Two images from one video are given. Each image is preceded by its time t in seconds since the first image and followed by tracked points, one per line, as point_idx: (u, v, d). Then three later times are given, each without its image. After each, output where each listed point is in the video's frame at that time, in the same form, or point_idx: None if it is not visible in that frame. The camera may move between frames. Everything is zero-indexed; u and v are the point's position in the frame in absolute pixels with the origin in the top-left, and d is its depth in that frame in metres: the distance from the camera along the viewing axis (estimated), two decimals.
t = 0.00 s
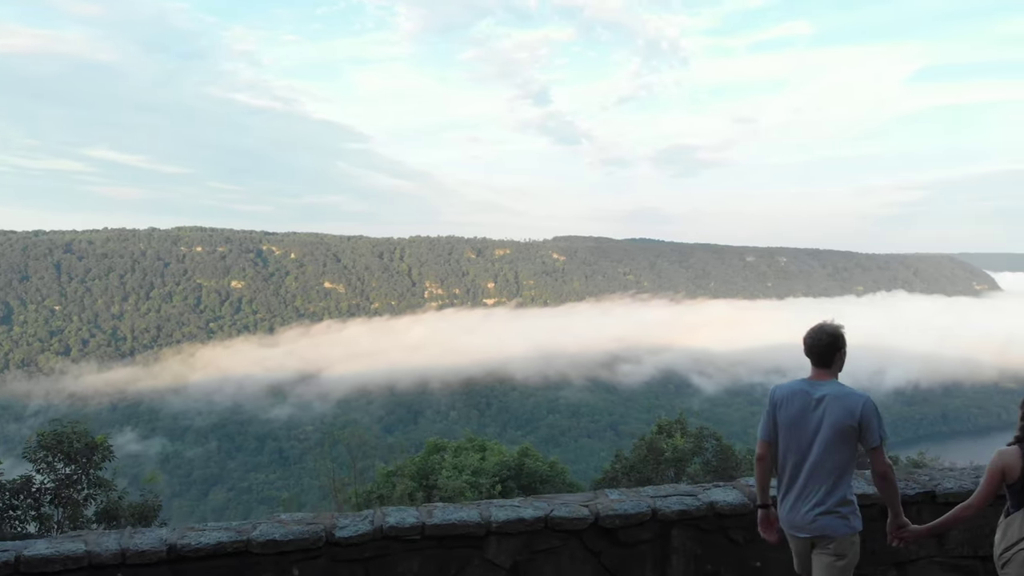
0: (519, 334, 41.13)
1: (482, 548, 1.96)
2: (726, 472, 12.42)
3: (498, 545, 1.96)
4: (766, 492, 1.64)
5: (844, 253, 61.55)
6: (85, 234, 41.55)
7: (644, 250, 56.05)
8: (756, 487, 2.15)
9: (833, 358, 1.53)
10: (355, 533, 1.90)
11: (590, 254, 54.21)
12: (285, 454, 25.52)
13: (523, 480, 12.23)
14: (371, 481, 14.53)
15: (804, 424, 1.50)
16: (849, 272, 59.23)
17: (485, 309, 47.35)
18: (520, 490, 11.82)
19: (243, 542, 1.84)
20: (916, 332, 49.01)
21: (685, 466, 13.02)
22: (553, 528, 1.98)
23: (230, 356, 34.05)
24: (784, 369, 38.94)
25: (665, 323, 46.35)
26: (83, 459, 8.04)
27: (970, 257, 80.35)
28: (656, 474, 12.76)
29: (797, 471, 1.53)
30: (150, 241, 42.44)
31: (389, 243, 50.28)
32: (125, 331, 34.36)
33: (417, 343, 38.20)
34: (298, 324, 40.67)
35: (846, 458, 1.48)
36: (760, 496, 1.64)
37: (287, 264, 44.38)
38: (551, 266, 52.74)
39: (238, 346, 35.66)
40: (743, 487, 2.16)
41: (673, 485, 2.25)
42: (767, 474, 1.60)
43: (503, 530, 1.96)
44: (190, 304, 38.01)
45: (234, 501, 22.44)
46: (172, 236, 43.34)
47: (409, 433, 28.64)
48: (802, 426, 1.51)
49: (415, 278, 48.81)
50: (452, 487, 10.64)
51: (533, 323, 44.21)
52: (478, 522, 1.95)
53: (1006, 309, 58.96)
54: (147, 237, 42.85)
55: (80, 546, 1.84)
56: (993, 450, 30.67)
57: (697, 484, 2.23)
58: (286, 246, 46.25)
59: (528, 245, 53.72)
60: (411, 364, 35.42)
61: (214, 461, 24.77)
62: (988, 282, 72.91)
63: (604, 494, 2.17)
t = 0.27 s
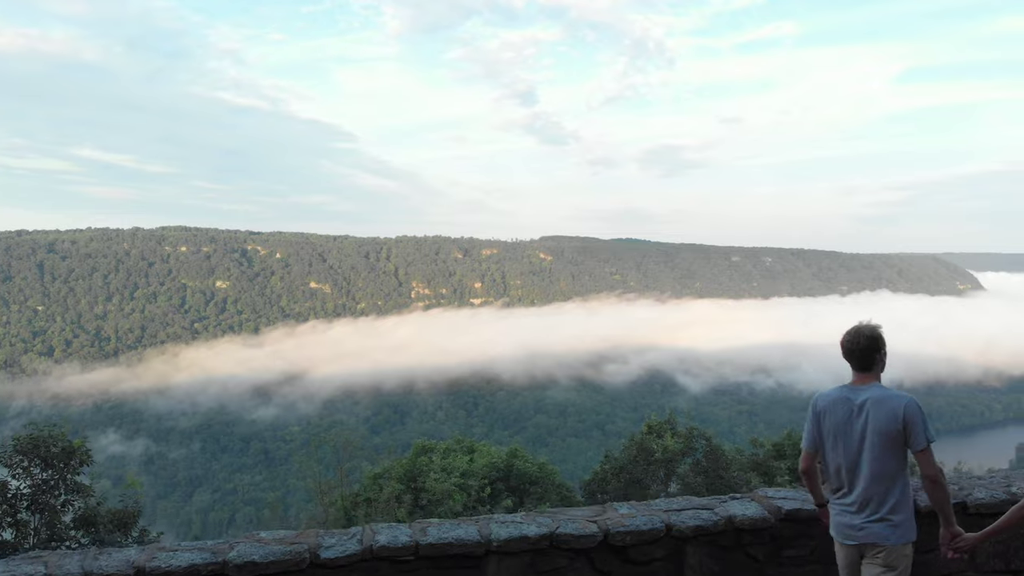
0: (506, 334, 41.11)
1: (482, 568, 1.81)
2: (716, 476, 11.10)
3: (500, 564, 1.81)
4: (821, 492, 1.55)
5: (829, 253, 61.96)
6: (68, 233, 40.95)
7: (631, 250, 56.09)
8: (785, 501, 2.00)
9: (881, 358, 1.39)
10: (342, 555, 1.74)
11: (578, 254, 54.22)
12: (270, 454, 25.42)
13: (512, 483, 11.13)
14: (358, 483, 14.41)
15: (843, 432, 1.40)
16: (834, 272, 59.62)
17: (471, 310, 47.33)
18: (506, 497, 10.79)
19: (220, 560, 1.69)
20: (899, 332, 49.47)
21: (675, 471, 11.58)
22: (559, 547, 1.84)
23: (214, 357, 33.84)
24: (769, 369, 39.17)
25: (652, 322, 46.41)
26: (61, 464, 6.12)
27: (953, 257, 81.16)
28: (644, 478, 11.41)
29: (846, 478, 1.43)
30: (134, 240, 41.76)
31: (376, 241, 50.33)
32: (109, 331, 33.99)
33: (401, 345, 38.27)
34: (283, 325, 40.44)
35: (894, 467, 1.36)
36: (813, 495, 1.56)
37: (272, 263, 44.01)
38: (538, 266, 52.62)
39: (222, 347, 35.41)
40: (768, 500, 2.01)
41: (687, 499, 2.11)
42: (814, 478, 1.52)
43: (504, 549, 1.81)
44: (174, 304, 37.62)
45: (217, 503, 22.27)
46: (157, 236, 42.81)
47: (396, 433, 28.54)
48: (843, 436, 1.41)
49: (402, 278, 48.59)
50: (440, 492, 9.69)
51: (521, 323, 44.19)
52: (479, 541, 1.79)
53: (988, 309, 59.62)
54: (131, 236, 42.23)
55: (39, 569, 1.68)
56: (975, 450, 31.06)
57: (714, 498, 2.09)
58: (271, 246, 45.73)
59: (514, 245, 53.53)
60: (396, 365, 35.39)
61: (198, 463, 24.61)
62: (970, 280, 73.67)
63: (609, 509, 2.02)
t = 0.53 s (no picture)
0: (492, 334, 41.13)
1: None
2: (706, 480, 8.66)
3: None
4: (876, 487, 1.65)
5: (814, 253, 62.43)
6: (51, 233, 40.38)
7: (618, 250, 56.26)
8: (810, 517, 2.23)
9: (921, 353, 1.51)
10: None
11: (565, 254, 54.34)
12: (255, 456, 25.32)
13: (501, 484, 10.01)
14: (341, 484, 14.20)
15: (894, 428, 1.50)
16: (819, 272, 60.15)
17: (458, 310, 47.33)
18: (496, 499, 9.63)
19: None
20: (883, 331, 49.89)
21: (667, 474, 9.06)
22: (566, 566, 1.99)
23: (199, 357, 33.62)
24: (754, 368, 39.40)
25: (639, 322, 46.61)
26: (37, 469, 5.93)
27: (935, 256, 81.93)
28: (631, 480, 9.23)
29: (902, 467, 1.53)
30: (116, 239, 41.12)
31: (361, 241, 50.48)
32: (92, 331, 33.63)
33: (387, 345, 38.32)
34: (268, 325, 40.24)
35: (949, 456, 1.47)
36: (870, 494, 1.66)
37: (257, 263, 43.78)
38: (526, 266, 52.50)
39: (207, 347, 35.21)
40: (794, 516, 2.24)
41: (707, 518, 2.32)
42: (876, 478, 1.62)
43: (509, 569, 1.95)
44: (159, 304, 37.31)
45: (202, 504, 22.10)
46: (140, 235, 42.33)
47: (382, 433, 28.47)
48: (896, 433, 1.51)
49: (388, 278, 48.45)
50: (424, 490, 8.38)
51: (508, 323, 44.24)
52: (483, 562, 1.92)
53: (970, 308, 60.20)
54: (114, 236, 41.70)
55: None
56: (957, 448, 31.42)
57: (736, 515, 2.31)
58: (256, 245, 45.56)
59: (500, 245, 53.69)
60: (383, 366, 35.33)
61: (183, 464, 24.45)
62: (953, 280, 74.38)
63: (637, 526, 2.21)
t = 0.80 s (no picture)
0: (477, 334, 41.09)
1: None
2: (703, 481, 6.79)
3: None
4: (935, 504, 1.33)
5: (797, 253, 62.91)
6: (31, 234, 39.47)
7: (602, 250, 56.36)
8: (850, 538, 1.99)
9: (972, 359, 1.23)
10: None
11: (549, 254, 54.33)
12: (238, 457, 25.08)
13: (487, 486, 8.03)
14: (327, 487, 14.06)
15: (957, 432, 1.19)
16: (801, 272, 60.65)
17: (442, 310, 47.24)
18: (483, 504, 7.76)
19: None
20: (863, 330, 50.41)
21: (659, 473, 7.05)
22: None
23: (180, 358, 33.24)
24: (737, 368, 39.68)
25: (623, 322, 46.75)
26: (7, 478, 4.49)
27: (915, 257, 82.99)
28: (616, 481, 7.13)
29: (958, 477, 1.23)
30: (97, 241, 39.91)
31: (345, 240, 49.26)
32: (73, 332, 33.17)
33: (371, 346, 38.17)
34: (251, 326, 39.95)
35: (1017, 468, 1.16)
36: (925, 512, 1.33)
37: (240, 263, 43.27)
38: (510, 266, 52.26)
39: (188, 348, 34.81)
40: (832, 537, 2.00)
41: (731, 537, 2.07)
42: (930, 494, 1.31)
43: None
44: (140, 305, 36.87)
45: (184, 506, 21.85)
46: (121, 234, 41.32)
47: (366, 435, 28.33)
48: (955, 440, 1.21)
49: (372, 278, 48.19)
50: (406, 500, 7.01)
51: (492, 323, 44.21)
52: None
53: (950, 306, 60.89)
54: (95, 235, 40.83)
55: None
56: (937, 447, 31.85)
57: (766, 535, 2.06)
58: (239, 245, 45.15)
59: (486, 244, 52.91)
60: (367, 367, 35.23)
61: (164, 466, 24.17)
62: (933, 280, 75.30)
63: (655, 554, 1.93)
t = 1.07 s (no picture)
0: (464, 334, 41.05)
1: None
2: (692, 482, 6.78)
3: None
4: (997, 519, 1.45)
5: (782, 253, 63.27)
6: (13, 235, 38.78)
7: (589, 250, 56.44)
8: (891, 560, 2.10)
9: (1021, 361, 1.36)
10: None
11: (536, 254, 54.34)
12: (224, 458, 24.98)
13: (476, 488, 8.03)
14: (314, 488, 13.95)
15: None
16: (786, 272, 61.06)
17: (429, 311, 47.19)
18: (472, 507, 7.71)
19: None
20: (847, 330, 50.85)
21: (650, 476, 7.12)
22: None
23: (164, 358, 32.97)
24: (722, 367, 39.90)
25: (610, 322, 46.89)
26: None
27: (899, 257, 83.65)
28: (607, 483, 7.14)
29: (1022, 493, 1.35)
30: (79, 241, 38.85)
31: (332, 240, 48.11)
32: (56, 332, 32.80)
33: (356, 346, 38.08)
34: (235, 326, 39.72)
35: None
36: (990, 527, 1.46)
37: (225, 263, 42.60)
38: (497, 266, 52.13)
39: (173, 348, 34.54)
40: (874, 558, 2.12)
41: (772, 560, 2.21)
42: (993, 510, 1.42)
43: None
44: (125, 305, 36.55)
45: (169, 507, 21.69)
46: (104, 235, 40.35)
47: (352, 436, 28.24)
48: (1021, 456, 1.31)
49: (359, 278, 47.96)
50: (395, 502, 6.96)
51: (479, 323, 44.20)
52: None
53: (934, 306, 61.47)
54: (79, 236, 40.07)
55: None
56: (920, 446, 32.16)
57: (804, 560, 2.21)
58: (224, 246, 44.13)
59: (474, 244, 52.35)
60: (353, 367, 35.14)
61: (149, 467, 23.96)
62: (917, 280, 75.91)
63: None
